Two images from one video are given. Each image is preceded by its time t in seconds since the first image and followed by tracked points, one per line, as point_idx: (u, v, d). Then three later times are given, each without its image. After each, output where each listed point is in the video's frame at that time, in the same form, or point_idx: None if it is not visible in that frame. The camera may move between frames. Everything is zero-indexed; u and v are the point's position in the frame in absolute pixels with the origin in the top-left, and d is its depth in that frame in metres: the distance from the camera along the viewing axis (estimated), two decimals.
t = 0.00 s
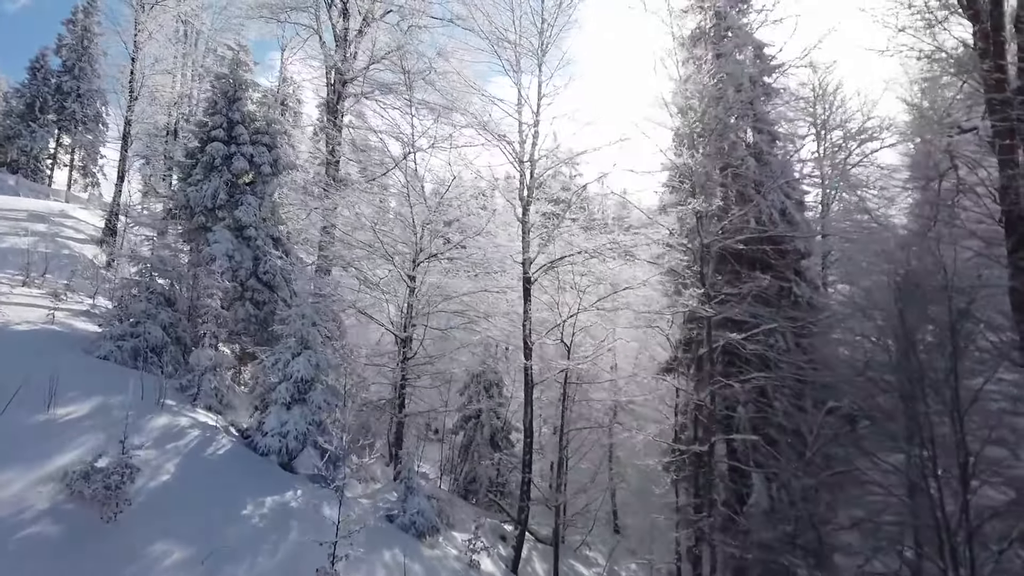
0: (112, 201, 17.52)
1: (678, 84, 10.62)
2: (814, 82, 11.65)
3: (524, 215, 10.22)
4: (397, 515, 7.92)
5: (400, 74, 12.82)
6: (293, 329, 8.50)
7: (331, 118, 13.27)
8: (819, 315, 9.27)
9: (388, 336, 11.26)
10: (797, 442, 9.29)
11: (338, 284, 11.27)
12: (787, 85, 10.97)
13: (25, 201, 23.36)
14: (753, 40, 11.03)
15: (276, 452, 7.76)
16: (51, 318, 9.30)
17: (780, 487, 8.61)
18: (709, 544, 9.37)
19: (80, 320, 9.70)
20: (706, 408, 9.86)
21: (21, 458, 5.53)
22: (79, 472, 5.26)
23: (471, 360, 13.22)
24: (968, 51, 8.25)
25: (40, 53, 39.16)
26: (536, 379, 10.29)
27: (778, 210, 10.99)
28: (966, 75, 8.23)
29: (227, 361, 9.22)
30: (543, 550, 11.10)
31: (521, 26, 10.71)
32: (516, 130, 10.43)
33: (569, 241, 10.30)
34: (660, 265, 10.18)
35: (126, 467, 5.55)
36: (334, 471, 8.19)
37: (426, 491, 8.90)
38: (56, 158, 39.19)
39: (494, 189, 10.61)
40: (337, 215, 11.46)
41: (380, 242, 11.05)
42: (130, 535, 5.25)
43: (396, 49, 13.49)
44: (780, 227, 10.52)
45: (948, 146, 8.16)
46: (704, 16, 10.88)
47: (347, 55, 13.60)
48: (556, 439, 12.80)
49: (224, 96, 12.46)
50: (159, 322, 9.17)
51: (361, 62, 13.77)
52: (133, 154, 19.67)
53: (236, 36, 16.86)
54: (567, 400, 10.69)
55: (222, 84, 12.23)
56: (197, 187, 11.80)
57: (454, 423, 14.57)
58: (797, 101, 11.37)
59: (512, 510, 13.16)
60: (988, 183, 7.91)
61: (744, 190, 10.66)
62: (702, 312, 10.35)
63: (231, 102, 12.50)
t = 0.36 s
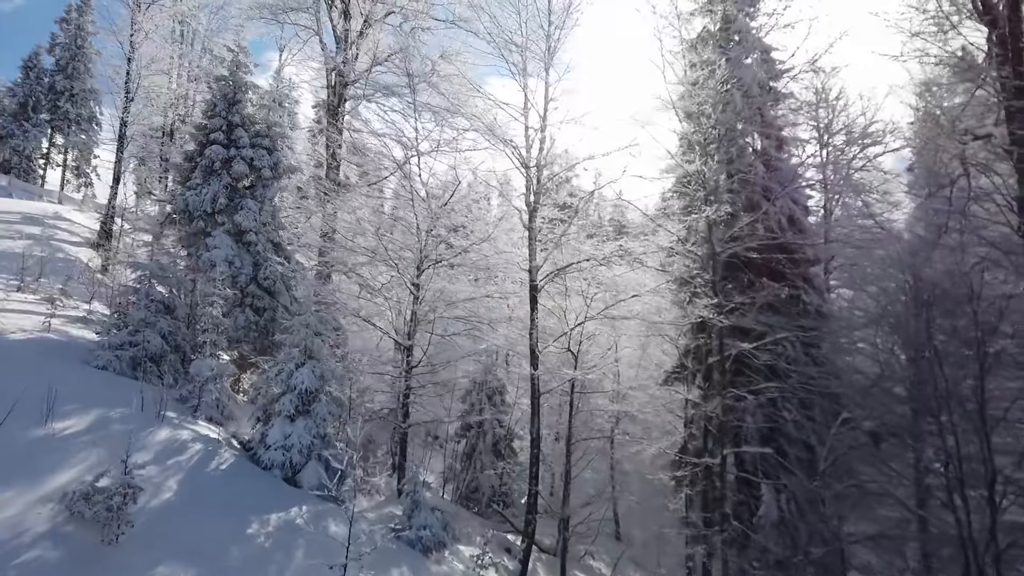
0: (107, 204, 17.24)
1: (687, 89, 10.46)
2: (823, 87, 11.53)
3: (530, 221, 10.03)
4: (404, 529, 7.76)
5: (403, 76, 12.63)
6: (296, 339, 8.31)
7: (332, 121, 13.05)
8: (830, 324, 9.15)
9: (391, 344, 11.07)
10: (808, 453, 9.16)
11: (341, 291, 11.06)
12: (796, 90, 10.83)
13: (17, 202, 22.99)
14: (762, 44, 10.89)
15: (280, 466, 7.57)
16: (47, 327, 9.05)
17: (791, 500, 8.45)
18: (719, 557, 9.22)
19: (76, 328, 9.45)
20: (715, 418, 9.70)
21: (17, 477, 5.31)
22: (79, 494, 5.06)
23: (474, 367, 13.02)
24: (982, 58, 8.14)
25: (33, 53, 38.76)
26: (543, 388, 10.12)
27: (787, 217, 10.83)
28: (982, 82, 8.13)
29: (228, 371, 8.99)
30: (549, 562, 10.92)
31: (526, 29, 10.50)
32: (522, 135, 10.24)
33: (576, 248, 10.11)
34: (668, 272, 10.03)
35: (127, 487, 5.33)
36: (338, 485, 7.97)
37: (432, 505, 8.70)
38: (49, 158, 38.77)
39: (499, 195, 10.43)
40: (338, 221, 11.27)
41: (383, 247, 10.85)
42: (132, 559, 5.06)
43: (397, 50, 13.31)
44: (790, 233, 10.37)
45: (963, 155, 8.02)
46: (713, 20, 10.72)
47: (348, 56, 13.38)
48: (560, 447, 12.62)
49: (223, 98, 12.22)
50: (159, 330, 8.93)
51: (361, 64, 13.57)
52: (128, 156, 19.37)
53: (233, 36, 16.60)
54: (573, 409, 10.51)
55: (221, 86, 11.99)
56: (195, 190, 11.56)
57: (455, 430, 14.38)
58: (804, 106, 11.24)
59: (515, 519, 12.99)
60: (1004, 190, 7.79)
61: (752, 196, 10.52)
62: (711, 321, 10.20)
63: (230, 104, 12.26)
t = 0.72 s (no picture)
0: (103, 211, 17.00)
1: (694, 98, 10.36)
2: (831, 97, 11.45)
3: (536, 231, 9.89)
4: (409, 550, 7.54)
5: (406, 84, 12.46)
6: (299, 353, 8.12)
7: (333, 128, 12.88)
8: (841, 338, 9.03)
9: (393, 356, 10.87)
10: (819, 468, 9.04)
11: (343, 301, 10.88)
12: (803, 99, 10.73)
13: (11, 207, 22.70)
14: (769, 53, 10.81)
15: (283, 485, 7.36)
16: (42, 339, 8.81)
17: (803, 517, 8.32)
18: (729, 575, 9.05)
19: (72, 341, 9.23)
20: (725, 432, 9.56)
21: (14, 501, 5.10)
22: (78, 520, 4.86)
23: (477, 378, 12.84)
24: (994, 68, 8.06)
25: (28, 56, 38.46)
26: (549, 401, 9.95)
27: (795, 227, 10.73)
28: (994, 92, 8.10)
29: (228, 385, 8.78)
30: None
31: (532, 36, 10.37)
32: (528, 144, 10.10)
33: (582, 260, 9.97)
34: (676, 283, 9.90)
35: (129, 513, 5.14)
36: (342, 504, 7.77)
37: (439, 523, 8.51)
38: (43, 163, 38.43)
39: (505, 204, 10.28)
40: (339, 230, 11.09)
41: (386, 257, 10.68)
42: None
43: (400, 57, 13.16)
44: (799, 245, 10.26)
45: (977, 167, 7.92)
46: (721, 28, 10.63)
47: (350, 63, 13.20)
48: (564, 460, 12.45)
49: (223, 105, 12.04)
50: (157, 343, 8.71)
51: (363, 71, 13.41)
52: (125, 162, 19.15)
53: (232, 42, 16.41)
54: (579, 423, 10.33)
55: (221, 93, 11.82)
56: (194, 199, 11.36)
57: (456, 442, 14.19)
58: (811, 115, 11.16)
59: (518, 533, 12.79)
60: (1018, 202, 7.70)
61: (760, 207, 10.41)
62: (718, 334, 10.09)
63: (230, 111, 12.07)
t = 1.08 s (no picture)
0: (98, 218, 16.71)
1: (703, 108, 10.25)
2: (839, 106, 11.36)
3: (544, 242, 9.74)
4: (417, 570, 7.36)
5: (409, 92, 12.31)
6: (303, 368, 7.93)
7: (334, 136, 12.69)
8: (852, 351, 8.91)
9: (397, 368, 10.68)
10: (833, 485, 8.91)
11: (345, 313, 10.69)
12: (812, 108, 10.65)
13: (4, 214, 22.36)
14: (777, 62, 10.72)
15: (286, 505, 7.16)
16: (38, 352, 8.58)
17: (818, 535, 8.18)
18: None
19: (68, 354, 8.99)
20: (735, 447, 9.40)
21: (12, 527, 4.89)
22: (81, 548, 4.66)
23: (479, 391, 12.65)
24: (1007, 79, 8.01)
25: (21, 61, 38.10)
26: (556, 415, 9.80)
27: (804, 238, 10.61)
28: (1009, 102, 8.09)
29: (229, 401, 8.57)
30: None
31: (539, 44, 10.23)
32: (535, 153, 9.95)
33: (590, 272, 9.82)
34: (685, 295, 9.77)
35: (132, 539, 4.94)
36: (347, 524, 7.57)
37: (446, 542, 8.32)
38: (36, 168, 38.01)
39: (511, 214, 10.12)
40: (342, 240, 10.92)
41: (389, 268, 10.51)
42: None
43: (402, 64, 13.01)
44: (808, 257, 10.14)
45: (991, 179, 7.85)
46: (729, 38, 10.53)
47: (352, 70, 13.02)
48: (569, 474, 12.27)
49: (223, 113, 11.83)
50: (157, 357, 8.50)
51: (364, 78, 13.24)
52: (120, 169, 18.86)
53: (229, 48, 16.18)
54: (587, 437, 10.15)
55: (221, 100, 11.62)
56: (193, 208, 11.15)
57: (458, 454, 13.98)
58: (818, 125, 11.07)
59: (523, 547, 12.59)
60: None
61: (769, 218, 10.29)
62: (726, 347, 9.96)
63: (230, 118, 11.87)
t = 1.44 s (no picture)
0: (93, 225, 16.44)
1: (713, 117, 10.09)
2: (845, 115, 11.31)
3: (552, 252, 9.57)
4: None
5: (413, 99, 12.17)
6: (308, 383, 7.74)
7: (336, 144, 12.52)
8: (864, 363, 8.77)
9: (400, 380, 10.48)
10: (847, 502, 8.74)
11: (348, 324, 10.50)
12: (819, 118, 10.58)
13: None
14: (784, 72, 10.64)
15: (290, 526, 6.94)
16: (33, 365, 8.34)
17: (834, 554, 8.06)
18: None
19: (63, 366, 8.74)
20: (747, 462, 9.24)
21: (11, 553, 4.68)
22: None
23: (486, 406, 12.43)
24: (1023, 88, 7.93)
25: (15, 64, 37.76)
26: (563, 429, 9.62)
27: (813, 250, 10.49)
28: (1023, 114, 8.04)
29: (230, 415, 8.34)
30: None
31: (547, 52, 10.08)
32: (542, 162, 9.77)
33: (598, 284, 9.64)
34: (696, 307, 9.61)
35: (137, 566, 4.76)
36: (353, 544, 7.35)
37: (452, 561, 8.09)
38: (29, 172, 37.66)
39: (518, 224, 9.95)
40: (344, 250, 10.75)
41: (393, 279, 10.28)
42: None
43: (405, 71, 12.86)
44: (817, 268, 10.00)
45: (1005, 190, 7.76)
46: (737, 47, 10.48)
47: (354, 77, 12.86)
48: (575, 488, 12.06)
49: (223, 120, 11.63)
50: (156, 370, 8.28)
51: (366, 85, 13.08)
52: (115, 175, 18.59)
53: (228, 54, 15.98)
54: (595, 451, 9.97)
55: (221, 106, 11.43)
56: (193, 216, 10.93)
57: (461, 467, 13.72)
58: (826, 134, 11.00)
59: (527, 562, 12.39)
60: None
61: (778, 229, 10.17)
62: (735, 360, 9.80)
63: (231, 125, 11.66)
